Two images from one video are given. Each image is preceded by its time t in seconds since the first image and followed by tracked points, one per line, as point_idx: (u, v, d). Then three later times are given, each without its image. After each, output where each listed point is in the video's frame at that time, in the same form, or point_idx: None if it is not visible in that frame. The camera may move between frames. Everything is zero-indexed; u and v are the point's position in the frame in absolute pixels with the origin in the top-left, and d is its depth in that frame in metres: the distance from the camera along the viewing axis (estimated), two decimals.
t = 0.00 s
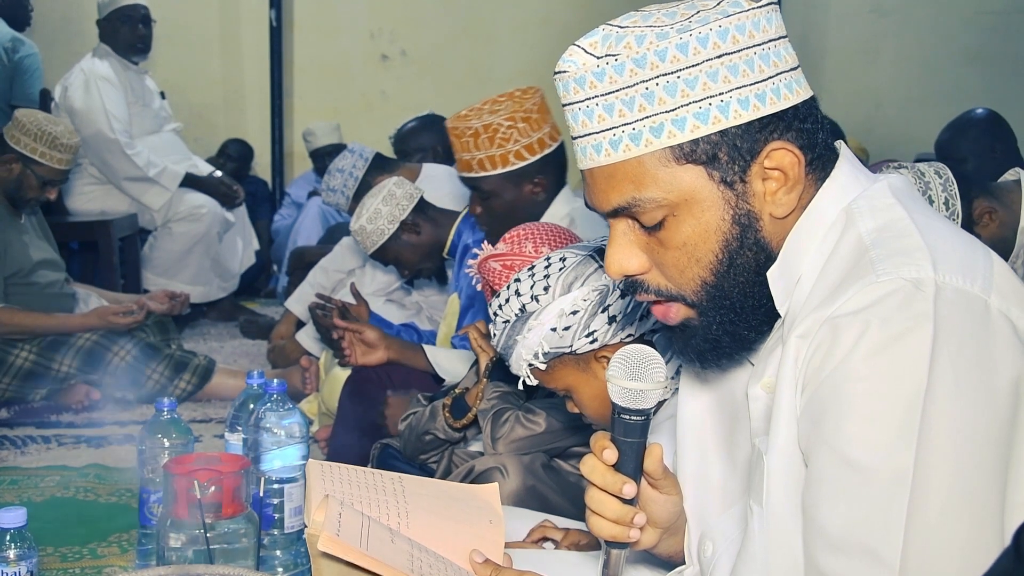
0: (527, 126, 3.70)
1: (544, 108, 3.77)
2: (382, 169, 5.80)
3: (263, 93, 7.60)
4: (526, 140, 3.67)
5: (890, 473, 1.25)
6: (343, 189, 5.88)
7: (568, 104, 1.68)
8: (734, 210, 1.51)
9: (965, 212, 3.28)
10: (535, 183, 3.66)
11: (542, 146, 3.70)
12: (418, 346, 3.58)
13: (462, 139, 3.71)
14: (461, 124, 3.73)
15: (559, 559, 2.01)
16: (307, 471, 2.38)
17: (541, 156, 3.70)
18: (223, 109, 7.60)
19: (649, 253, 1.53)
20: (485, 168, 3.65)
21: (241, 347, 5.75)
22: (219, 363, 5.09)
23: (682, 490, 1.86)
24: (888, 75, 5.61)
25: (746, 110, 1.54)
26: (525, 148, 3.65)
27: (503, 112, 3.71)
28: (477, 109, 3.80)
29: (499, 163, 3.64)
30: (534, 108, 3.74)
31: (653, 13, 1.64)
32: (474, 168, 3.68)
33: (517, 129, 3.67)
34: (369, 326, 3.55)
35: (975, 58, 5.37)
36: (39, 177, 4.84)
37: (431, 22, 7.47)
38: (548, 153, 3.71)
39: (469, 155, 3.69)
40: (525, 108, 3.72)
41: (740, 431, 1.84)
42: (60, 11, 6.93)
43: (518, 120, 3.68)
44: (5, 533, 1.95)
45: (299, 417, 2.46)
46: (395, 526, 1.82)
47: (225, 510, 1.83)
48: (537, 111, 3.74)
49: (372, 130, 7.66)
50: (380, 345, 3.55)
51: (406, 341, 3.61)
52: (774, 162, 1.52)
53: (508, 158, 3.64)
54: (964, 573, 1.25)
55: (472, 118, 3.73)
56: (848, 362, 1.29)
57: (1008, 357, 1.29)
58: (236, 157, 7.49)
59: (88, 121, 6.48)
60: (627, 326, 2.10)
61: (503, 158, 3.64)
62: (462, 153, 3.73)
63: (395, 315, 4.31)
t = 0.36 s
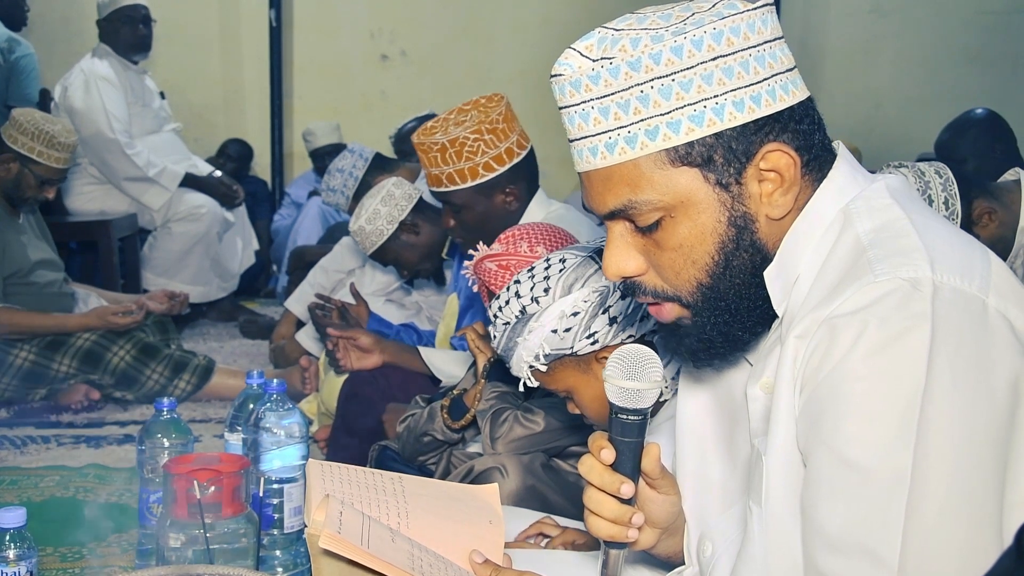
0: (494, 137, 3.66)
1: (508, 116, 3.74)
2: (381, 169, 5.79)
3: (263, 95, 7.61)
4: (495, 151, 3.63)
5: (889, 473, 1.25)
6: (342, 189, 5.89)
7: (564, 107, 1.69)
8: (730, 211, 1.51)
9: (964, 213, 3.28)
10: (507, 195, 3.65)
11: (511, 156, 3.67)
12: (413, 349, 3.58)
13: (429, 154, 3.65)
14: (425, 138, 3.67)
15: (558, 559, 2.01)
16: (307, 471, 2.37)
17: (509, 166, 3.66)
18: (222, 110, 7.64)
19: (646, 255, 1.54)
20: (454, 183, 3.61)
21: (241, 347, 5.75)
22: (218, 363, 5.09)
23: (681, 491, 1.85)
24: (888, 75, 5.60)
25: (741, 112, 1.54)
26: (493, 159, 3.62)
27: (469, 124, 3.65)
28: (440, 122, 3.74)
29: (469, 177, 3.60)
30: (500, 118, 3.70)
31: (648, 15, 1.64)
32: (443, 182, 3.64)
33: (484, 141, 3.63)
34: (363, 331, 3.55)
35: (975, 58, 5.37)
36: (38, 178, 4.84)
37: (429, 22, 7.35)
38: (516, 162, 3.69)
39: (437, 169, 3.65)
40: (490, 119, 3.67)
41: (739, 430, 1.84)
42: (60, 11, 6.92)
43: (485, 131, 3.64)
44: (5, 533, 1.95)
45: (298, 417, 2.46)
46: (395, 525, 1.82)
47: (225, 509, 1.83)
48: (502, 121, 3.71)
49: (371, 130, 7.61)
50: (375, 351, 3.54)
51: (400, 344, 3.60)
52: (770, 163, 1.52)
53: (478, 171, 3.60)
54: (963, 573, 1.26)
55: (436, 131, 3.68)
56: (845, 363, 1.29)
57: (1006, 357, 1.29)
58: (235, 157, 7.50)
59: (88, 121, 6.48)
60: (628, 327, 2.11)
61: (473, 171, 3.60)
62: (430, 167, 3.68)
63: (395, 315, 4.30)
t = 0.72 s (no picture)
0: (507, 140, 3.65)
1: (521, 119, 3.73)
2: (381, 170, 5.79)
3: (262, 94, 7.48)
4: (507, 155, 3.64)
5: (888, 473, 1.25)
6: (343, 190, 5.90)
7: (562, 109, 1.69)
8: (728, 211, 1.51)
9: (964, 216, 3.27)
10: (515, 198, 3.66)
11: (522, 160, 3.68)
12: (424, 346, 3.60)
13: (439, 153, 3.65)
14: (438, 137, 3.65)
15: (558, 559, 2.01)
16: (307, 471, 2.38)
17: (519, 170, 3.67)
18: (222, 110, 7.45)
19: (644, 255, 1.54)
20: (464, 184, 3.61)
21: (241, 347, 5.76)
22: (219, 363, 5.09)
23: (681, 491, 1.85)
24: (888, 76, 5.58)
25: (738, 112, 1.54)
26: (505, 163, 3.63)
27: (482, 125, 3.64)
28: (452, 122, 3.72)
29: (479, 179, 3.60)
30: (514, 121, 3.69)
31: (644, 16, 1.64)
32: (453, 182, 3.64)
33: (497, 144, 3.62)
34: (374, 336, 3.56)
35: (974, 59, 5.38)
36: (40, 179, 4.85)
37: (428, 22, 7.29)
38: (527, 166, 3.70)
39: (446, 169, 3.65)
40: (504, 123, 3.66)
41: (739, 431, 1.85)
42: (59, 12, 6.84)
43: (498, 135, 3.63)
44: (6, 533, 1.95)
45: (299, 417, 2.46)
46: (395, 526, 1.82)
47: (225, 509, 1.82)
48: (516, 124, 3.70)
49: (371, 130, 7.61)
50: (387, 354, 3.54)
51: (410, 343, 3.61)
52: (768, 163, 1.52)
53: (488, 174, 3.61)
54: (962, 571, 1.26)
55: (449, 130, 3.66)
56: (842, 364, 1.29)
57: (1003, 356, 1.30)
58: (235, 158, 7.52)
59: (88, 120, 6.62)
60: (626, 328, 2.11)
61: (484, 174, 3.61)
62: (439, 165, 3.67)
63: (395, 315, 4.29)
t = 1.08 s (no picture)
0: (513, 165, 3.55)
1: (527, 142, 3.62)
2: (382, 169, 5.79)
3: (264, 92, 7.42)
4: (512, 180, 3.55)
5: (887, 473, 1.25)
6: (343, 189, 5.90)
7: (560, 110, 1.69)
8: (725, 212, 1.51)
9: (963, 221, 3.27)
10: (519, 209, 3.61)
11: (528, 183, 3.59)
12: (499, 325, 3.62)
13: (443, 177, 3.58)
14: (442, 163, 3.58)
15: (558, 559, 2.01)
16: (308, 470, 2.37)
17: (525, 194, 3.59)
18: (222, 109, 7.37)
19: (643, 256, 1.54)
20: (468, 209, 3.55)
21: (241, 347, 5.76)
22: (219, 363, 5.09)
23: (682, 492, 1.85)
24: (889, 75, 5.59)
25: (736, 113, 1.54)
26: (510, 188, 3.54)
27: (487, 151, 3.55)
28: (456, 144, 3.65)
29: (483, 204, 3.54)
30: (520, 146, 3.59)
31: (643, 17, 1.64)
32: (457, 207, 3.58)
33: (502, 170, 3.53)
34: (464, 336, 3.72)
35: (975, 58, 5.37)
36: (41, 179, 4.87)
37: (431, 20, 7.30)
38: (533, 188, 3.61)
39: (449, 193, 3.58)
40: (511, 149, 3.56)
41: (739, 431, 1.85)
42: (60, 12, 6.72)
43: (504, 163, 3.53)
44: (5, 533, 1.95)
45: (299, 417, 2.46)
46: (395, 526, 1.82)
47: (225, 509, 1.83)
48: (522, 148, 3.59)
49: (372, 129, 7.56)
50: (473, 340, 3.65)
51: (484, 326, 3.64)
52: (765, 164, 1.52)
53: (492, 200, 3.54)
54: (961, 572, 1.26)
55: (454, 156, 3.58)
56: (840, 365, 1.29)
57: (1002, 357, 1.30)
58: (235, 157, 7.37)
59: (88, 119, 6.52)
60: (627, 328, 2.10)
61: (488, 199, 3.54)
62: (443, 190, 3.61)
63: (395, 314, 4.29)
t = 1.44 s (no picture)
0: (519, 179, 3.53)
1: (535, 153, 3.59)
2: (382, 169, 5.80)
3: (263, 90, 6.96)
4: (518, 194, 3.54)
5: (888, 473, 1.25)
6: (343, 189, 5.90)
7: (562, 108, 1.69)
8: (726, 212, 1.51)
9: (960, 223, 3.28)
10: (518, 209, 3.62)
11: (534, 194, 3.58)
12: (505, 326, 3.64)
13: (448, 190, 3.58)
14: (447, 175, 3.57)
15: (558, 561, 2.00)
16: (308, 470, 2.36)
17: (530, 205, 3.59)
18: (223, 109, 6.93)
19: (644, 255, 1.54)
20: (473, 221, 3.57)
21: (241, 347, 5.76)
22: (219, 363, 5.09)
23: (683, 492, 1.85)
24: (889, 76, 5.58)
25: (737, 113, 1.54)
26: (516, 202, 3.54)
27: (493, 165, 3.53)
28: (460, 154, 3.63)
29: (488, 217, 3.55)
30: (527, 159, 3.55)
31: (645, 15, 1.64)
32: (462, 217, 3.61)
33: (508, 185, 3.51)
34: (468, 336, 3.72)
35: (975, 59, 5.36)
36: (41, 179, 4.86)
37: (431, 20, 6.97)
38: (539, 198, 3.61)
39: (454, 205, 3.59)
40: (517, 164, 3.53)
41: (740, 431, 1.85)
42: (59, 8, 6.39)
43: (510, 178, 3.51)
44: (5, 533, 1.95)
45: (299, 417, 2.46)
46: (395, 526, 1.82)
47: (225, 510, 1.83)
48: (528, 162, 3.56)
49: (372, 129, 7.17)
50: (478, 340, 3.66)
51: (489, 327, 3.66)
52: (767, 164, 1.52)
53: (498, 213, 3.55)
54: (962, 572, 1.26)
55: (459, 168, 3.57)
56: (842, 364, 1.29)
57: (1003, 357, 1.30)
58: (235, 157, 7.03)
59: (87, 118, 6.50)
60: (627, 327, 2.10)
61: (493, 212, 3.55)
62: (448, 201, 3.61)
63: (395, 315, 4.28)
